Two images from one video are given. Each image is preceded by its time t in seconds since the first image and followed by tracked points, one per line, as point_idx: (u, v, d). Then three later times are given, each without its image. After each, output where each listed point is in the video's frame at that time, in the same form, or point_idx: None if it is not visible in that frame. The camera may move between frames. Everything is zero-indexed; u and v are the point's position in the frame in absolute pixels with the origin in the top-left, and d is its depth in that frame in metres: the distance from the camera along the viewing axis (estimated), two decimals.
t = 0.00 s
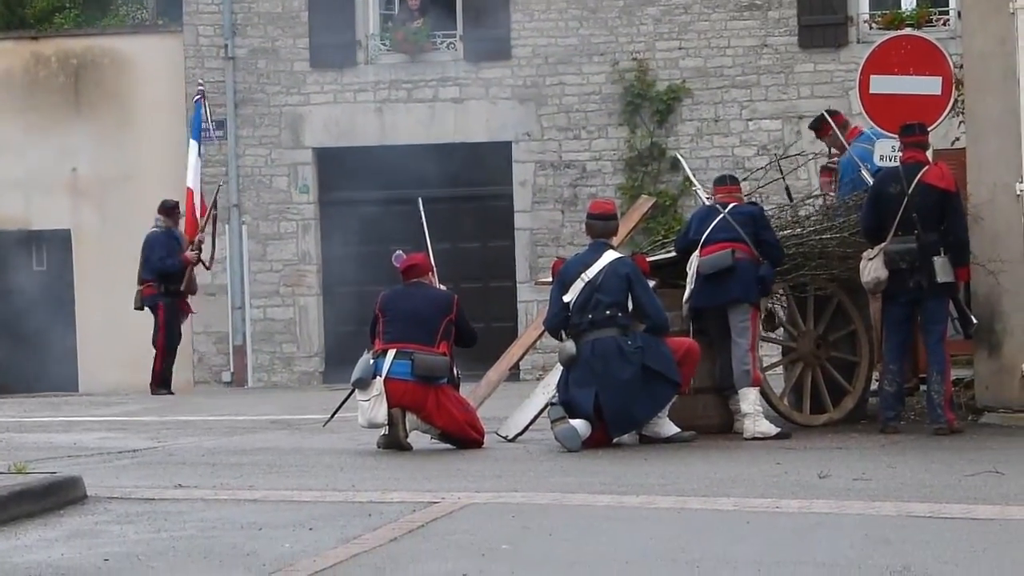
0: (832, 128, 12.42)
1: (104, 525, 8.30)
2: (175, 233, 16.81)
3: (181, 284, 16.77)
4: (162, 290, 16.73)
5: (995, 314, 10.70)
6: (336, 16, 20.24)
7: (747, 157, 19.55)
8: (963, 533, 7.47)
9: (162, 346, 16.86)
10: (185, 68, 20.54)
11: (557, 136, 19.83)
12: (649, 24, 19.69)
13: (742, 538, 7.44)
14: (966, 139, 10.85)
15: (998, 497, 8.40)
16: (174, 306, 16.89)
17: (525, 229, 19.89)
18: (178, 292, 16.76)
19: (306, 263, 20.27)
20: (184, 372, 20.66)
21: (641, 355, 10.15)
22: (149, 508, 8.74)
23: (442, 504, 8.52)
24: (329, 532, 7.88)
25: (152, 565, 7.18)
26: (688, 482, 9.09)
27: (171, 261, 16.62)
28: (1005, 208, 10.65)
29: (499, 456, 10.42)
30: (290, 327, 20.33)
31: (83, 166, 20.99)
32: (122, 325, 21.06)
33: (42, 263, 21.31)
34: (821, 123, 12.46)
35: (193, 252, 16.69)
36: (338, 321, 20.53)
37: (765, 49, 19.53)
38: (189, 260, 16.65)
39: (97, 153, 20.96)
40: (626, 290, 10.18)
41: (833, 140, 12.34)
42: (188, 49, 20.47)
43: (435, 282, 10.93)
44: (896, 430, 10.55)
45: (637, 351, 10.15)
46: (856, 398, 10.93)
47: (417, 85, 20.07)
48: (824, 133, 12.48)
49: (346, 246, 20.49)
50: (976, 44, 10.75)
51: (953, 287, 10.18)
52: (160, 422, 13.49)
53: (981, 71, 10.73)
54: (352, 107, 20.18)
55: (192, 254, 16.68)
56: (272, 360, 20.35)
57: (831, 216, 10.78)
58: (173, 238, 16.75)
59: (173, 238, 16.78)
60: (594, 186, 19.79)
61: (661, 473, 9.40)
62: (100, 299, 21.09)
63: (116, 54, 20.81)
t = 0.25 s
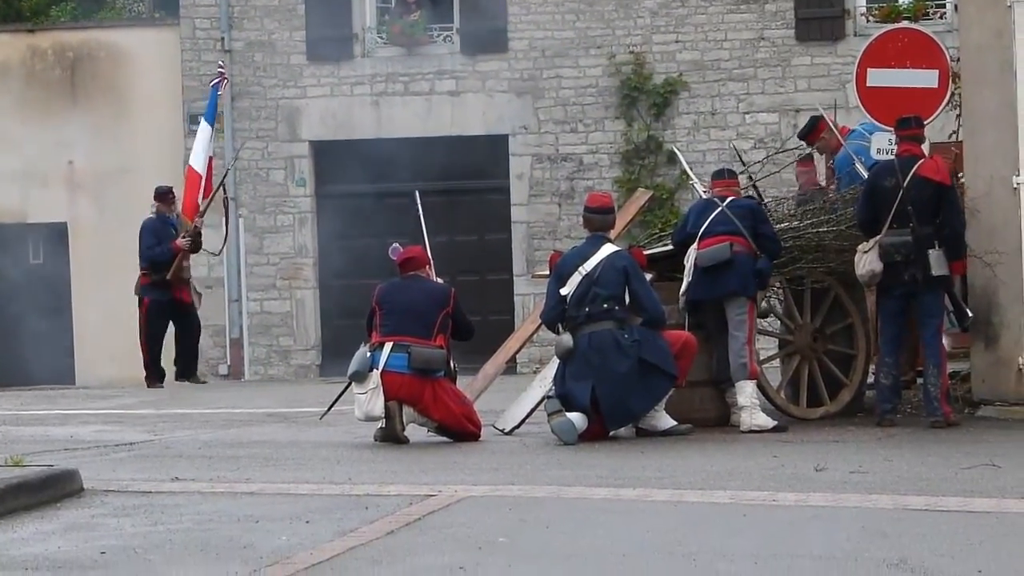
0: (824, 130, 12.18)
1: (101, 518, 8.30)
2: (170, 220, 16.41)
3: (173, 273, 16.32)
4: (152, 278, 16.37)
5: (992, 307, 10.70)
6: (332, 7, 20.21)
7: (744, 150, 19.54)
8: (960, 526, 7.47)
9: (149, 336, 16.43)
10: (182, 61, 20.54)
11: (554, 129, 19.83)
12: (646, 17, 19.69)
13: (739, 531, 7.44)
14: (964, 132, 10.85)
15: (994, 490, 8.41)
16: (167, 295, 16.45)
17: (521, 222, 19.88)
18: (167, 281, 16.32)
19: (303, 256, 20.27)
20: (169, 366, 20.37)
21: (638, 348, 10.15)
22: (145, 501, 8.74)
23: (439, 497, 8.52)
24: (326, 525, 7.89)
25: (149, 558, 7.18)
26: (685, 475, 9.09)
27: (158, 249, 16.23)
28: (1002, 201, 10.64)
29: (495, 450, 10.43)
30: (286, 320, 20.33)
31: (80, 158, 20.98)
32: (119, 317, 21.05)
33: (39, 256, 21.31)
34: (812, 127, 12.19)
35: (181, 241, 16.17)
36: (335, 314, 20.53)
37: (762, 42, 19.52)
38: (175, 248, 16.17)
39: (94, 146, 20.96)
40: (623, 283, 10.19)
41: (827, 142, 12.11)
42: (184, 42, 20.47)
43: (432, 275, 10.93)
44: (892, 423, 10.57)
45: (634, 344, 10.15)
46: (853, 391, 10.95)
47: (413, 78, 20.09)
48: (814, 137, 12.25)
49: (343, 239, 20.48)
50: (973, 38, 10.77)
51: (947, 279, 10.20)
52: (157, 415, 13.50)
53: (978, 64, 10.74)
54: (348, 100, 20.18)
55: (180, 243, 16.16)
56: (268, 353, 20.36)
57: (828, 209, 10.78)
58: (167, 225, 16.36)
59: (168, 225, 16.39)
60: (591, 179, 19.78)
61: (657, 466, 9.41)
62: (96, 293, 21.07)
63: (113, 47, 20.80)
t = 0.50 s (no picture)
0: (822, 123, 12.23)
1: (100, 509, 8.30)
2: (174, 214, 16.44)
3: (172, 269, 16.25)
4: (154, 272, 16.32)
5: (991, 300, 10.71)
6: None
7: (743, 143, 19.54)
8: (959, 519, 7.48)
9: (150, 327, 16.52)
10: (181, 53, 20.53)
11: (552, 121, 19.82)
12: (644, 10, 19.69)
13: (736, 524, 7.45)
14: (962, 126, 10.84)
15: (993, 483, 8.41)
16: (168, 291, 16.38)
17: (519, 215, 19.87)
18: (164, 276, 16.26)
19: (301, 248, 20.27)
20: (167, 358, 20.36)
21: (637, 340, 10.15)
22: (144, 493, 8.74)
23: (437, 489, 8.52)
24: (325, 517, 7.89)
25: (149, 551, 7.18)
26: (683, 468, 9.09)
27: (155, 241, 16.15)
28: (1001, 194, 10.63)
29: (494, 442, 10.43)
30: (285, 312, 20.33)
31: (79, 150, 20.98)
32: (117, 309, 21.04)
33: (38, 247, 21.29)
34: (810, 120, 12.24)
35: (179, 235, 16.15)
36: (333, 306, 20.52)
37: (760, 34, 19.53)
38: (172, 242, 16.14)
39: (94, 137, 20.96)
40: (622, 276, 10.20)
41: (825, 136, 12.16)
42: (183, 34, 20.46)
43: (431, 268, 10.94)
44: (891, 416, 10.57)
45: (633, 336, 10.15)
46: (852, 383, 10.94)
47: (412, 70, 20.10)
48: (813, 129, 12.29)
49: (342, 231, 20.47)
50: (972, 31, 10.76)
51: (945, 272, 10.22)
52: (155, 406, 13.51)
53: (977, 58, 10.73)
54: (347, 92, 20.18)
55: (178, 237, 16.14)
56: (267, 345, 20.36)
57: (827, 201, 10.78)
58: (170, 220, 16.38)
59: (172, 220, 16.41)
60: (589, 171, 19.77)
61: (656, 459, 9.41)
62: (93, 285, 21.05)
63: (112, 38, 20.78)
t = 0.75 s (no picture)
0: (825, 120, 12.10)
1: (103, 506, 8.31)
2: (182, 204, 16.49)
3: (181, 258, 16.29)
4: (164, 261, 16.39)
5: (994, 298, 10.71)
6: None
7: (745, 140, 19.54)
8: (962, 516, 7.48)
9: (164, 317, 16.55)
10: (183, 49, 20.53)
11: (555, 118, 19.82)
12: (647, 6, 19.68)
13: (739, 521, 7.45)
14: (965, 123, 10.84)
15: (995, 480, 8.41)
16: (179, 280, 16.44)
17: (522, 212, 19.88)
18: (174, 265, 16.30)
19: (304, 245, 20.28)
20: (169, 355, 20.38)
21: (639, 336, 10.15)
22: (147, 489, 8.75)
23: (440, 486, 8.53)
24: (328, 513, 7.89)
25: (152, 547, 7.18)
26: (685, 465, 9.10)
27: (162, 231, 16.28)
28: (1004, 190, 10.62)
29: (496, 439, 10.43)
30: (287, 309, 20.35)
31: (82, 146, 20.99)
32: (119, 306, 21.05)
33: (40, 243, 21.27)
34: (813, 116, 12.13)
35: (186, 224, 16.23)
36: (335, 303, 20.52)
37: (763, 31, 19.52)
38: (178, 231, 16.23)
39: (97, 133, 20.96)
40: (624, 273, 10.20)
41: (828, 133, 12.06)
42: (186, 31, 20.46)
43: (433, 265, 10.94)
44: (893, 413, 10.56)
45: (636, 332, 10.15)
46: (854, 380, 10.95)
47: (414, 67, 20.11)
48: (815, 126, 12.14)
49: (344, 228, 20.46)
50: (975, 28, 10.75)
51: (947, 269, 10.21)
52: (157, 403, 13.51)
53: (980, 55, 10.73)
54: (349, 89, 20.18)
55: (185, 226, 16.21)
56: (269, 342, 20.37)
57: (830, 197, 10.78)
58: (179, 210, 16.44)
59: (181, 210, 16.46)
60: (591, 168, 19.78)
61: (658, 456, 9.42)
62: (95, 283, 21.06)
63: (114, 35, 20.76)
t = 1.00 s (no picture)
0: (828, 119, 12.03)
1: (105, 504, 8.32)
2: (186, 205, 16.49)
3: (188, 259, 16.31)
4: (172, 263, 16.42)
5: (996, 296, 10.71)
6: None
7: (747, 138, 19.56)
8: (964, 515, 7.48)
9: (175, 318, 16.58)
10: (185, 47, 20.53)
11: (557, 117, 19.83)
12: (650, 5, 19.68)
13: (741, 519, 7.45)
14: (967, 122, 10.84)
15: (997, 479, 8.41)
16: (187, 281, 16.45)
17: (524, 210, 19.89)
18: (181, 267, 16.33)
19: (306, 243, 20.29)
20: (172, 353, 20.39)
21: (637, 332, 10.15)
22: (149, 487, 8.76)
23: (442, 484, 8.54)
24: (330, 511, 7.90)
25: (155, 545, 7.19)
26: (687, 463, 9.10)
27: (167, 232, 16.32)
28: (1006, 189, 10.63)
29: (498, 437, 10.44)
30: (289, 306, 20.37)
31: (84, 144, 21.00)
32: (122, 303, 21.05)
33: (43, 241, 21.32)
34: (814, 115, 12.06)
35: (189, 225, 16.23)
36: (338, 301, 20.53)
37: (766, 30, 19.52)
38: (182, 231, 16.25)
39: (100, 131, 20.95)
40: (622, 269, 10.20)
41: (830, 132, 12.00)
42: (189, 29, 20.46)
43: (436, 262, 10.93)
44: (896, 412, 10.53)
45: (633, 328, 10.15)
46: (856, 379, 10.94)
47: (417, 65, 20.11)
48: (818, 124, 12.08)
49: (346, 226, 20.45)
50: (978, 27, 10.75)
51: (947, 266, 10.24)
52: (160, 401, 13.52)
53: (982, 54, 10.73)
54: (352, 87, 20.19)
55: (187, 226, 16.22)
56: (271, 340, 20.39)
57: (831, 195, 10.80)
58: (183, 211, 16.45)
59: (185, 211, 16.47)
60: (594, 167, 19.79)
61: (660, 454, 9.42)
62: (98, 281, 21.07)
63: (117, 33, 20.74)
